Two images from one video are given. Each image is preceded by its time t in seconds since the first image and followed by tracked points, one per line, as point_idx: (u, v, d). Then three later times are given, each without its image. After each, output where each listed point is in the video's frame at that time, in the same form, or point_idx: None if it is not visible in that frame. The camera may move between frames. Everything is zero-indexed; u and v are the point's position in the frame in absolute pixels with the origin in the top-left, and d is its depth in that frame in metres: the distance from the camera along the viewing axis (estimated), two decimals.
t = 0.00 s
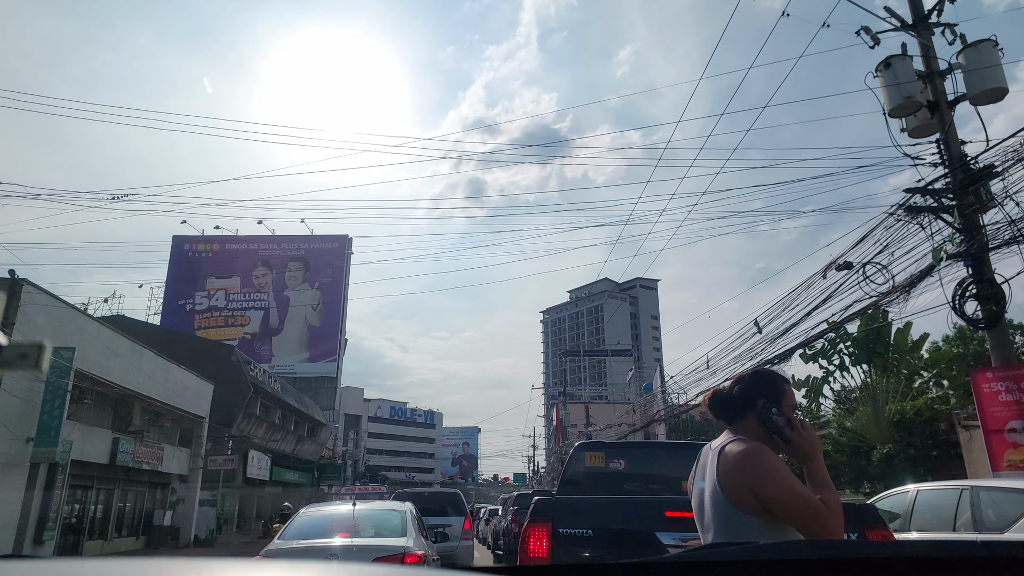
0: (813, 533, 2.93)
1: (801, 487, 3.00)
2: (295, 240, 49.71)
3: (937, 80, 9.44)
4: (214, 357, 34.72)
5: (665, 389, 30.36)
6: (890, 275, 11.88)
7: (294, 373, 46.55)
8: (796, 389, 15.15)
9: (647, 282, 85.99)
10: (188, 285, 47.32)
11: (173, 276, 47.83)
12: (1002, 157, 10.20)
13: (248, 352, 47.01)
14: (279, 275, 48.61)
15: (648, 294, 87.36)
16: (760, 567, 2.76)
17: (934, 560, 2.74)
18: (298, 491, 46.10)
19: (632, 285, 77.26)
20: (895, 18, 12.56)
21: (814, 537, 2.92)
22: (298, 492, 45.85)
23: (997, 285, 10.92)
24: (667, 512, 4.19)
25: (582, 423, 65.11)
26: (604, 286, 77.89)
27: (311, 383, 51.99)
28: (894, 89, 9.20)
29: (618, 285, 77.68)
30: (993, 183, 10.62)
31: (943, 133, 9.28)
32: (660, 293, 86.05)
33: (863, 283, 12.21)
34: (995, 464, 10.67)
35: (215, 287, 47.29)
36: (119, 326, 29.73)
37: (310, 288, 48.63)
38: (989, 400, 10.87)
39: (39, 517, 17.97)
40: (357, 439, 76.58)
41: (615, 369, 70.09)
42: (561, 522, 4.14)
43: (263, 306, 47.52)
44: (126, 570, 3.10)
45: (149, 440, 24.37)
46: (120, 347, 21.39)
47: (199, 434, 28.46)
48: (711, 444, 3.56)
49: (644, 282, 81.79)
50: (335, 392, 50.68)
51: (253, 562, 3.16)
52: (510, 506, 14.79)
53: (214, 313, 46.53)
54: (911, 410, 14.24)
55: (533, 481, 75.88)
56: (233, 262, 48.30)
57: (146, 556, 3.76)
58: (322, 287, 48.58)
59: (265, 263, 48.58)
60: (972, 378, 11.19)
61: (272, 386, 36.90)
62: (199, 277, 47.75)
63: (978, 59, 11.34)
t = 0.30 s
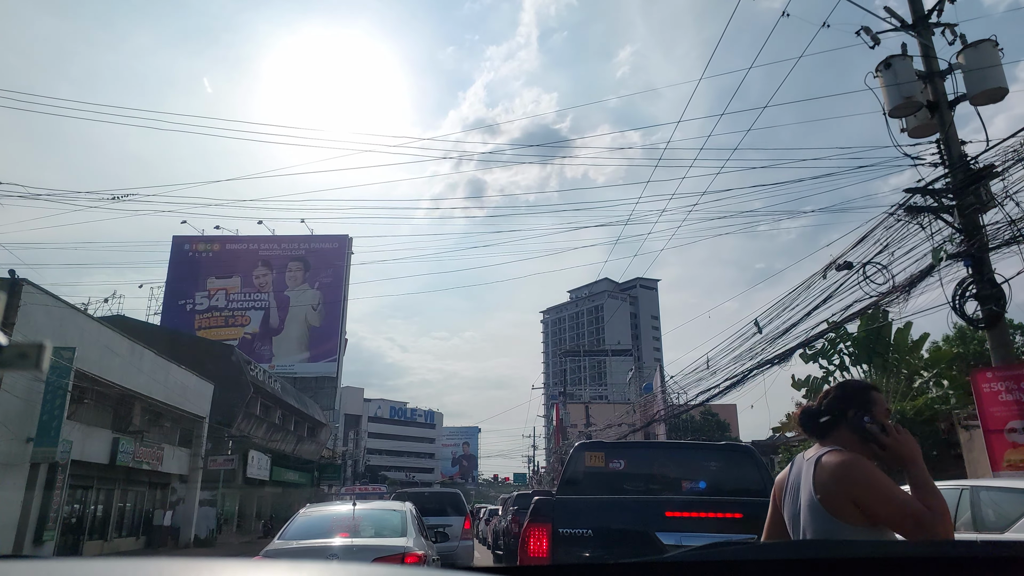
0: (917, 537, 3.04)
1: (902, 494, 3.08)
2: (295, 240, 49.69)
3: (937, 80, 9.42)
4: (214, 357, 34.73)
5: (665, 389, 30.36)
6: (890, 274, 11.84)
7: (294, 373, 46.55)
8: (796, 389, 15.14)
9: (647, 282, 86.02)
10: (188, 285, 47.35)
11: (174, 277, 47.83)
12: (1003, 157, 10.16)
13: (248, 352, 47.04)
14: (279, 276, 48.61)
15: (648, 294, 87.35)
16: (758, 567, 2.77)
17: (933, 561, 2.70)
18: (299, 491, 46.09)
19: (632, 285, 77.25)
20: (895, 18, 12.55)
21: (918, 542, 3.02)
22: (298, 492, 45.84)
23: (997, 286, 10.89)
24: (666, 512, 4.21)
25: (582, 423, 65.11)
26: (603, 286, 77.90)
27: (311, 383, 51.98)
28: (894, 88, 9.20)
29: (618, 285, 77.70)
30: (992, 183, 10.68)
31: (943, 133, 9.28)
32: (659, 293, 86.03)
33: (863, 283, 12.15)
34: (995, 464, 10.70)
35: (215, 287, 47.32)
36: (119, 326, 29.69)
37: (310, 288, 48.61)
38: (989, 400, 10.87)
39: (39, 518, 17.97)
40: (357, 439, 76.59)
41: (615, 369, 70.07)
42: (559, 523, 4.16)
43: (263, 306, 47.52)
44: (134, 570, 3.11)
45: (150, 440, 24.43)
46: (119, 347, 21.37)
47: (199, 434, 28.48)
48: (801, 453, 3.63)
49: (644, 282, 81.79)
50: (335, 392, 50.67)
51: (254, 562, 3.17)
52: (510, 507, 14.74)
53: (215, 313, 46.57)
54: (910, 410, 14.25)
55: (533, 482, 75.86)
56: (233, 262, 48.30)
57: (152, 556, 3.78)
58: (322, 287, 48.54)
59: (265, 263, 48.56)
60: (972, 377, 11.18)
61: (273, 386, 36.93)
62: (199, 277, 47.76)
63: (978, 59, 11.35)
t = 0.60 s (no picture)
0: None
1: None
2: (329, 242, 50.03)
3: (1006, 49, 8.95)
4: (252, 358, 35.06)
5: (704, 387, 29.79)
6: (955, 258, 11.45)
7: (331, 374, 46.84)
8: (847, 382, 14.64)
9: (681, 278, 85.01)
10: (226, 289, 48.03)
11: (212, 281, 48.51)
12: None
13: (285, 354, 47.51)
14: (315, 278, 49.00)
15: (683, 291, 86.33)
16: None
17: None
18: (337, 491, 46.40)
19: (666, 281, 76.37)
20: None
21: None
22: (337, 492, 46.12)
23: None
24: (765, 511, 3.73)
25: (618, 421, 64.48)
26: (636, 283, 77.26)
27: (347, 384, 52.34)
28: (957, 57, 8.87)
29: (651, 282, 77.02)
30: None
31: (1014, 107, 8.79)
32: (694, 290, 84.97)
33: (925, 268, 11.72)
34: None
35: (253, 290, 47.96)
36: (160, 328, 30.14)
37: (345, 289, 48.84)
38: None
39: (86, 518, 18.17)
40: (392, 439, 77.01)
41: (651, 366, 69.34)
42: (641, 524, 3.87)
43: (299, 309, 47.94)
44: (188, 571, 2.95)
45: (192, 441, 24.71)
46: (161, 349, 21.64)
47: (239, 435, 28.76)
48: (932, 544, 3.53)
49: (677, 278, 80.96)
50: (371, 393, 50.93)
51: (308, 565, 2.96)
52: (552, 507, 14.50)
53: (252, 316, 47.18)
54: (971, 402, 13.64)
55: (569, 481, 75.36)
56: (269, 265, 48.82)
57: (206, 557, 3.63)
58: (356, 288, 48.76)
59: (300, 266, 48.98)
60: None
61: (310, 387, 37.23)
62: (236, 281, 48.37)
63: None
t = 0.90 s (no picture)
0: None
1: None
2: (333, 243, 50.04)
3: (1014, 45, 8.89)
4: (257, 358, 35.09)
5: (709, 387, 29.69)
6: (963, 257, 11.07)
7: (335, 374, 46.87)
8: (853, 383, 14.58)
9: (686, 278, 84.78)
10: (231, 290, 48.12)
11: (216, 281, 48.59)
12: None
13: (289, 354, 47.57)
14: (319, 278, 49.03)
15: (687, 290, 86.08)
16: None
17: None
18: (342, 492, 46.41)
19: (670, 281, 76.16)
20: None
21: None
22: (341, 493, 46.14)
23: None
24: (775, 511, 3.70)
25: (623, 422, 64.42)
26: (640, 283, 77.12)
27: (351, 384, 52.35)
28: (963, 53, 8.83)
29: (655, 282, 76.87)
30: None
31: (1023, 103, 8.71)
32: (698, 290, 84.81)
33: (933, 267, 11.38)
34: None
35: (257, 291, 48.04)
36: (164, 328, 30.18)
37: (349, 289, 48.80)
38: None
39: (92, 518, 18.19)
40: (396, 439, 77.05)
41: (655, 367, 69.20)
42: (649, 524, 3.86)
43: (303, 309, 47.98)
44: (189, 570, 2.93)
45: (196, 442, 24.72)
46: (166, 350, 21.66)
47: (244, 435, 28.76)
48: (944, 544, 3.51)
49: (682, 278, 80.79)
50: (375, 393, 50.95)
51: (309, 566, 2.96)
52: (557, 508, 14.46)
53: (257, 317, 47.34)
54: (978, 401, 13.53)
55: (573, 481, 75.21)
56: (273, 266, 48.86)
57: (210, 557, 3.62)
58: (360, 288, 48.76)
59: (304, 266, 49.00)
60: None
61: (314, 387, 37.26)
62: (241, 281, 48.42)
63: None
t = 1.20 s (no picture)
0: None
1: None
2: (339, 244, 50.08)
3: None
4: (264, 358, 35.16)
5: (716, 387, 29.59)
6: (974, 255, 11.01)
7: (342, 374, 46.96)
8: (863, 381, 14.50)
9: (692, 278, 84.55)
10: (238, 291, 48.28)
11: (224, 283, 48.71)
12: None
13: (296, 354, 47.69)
14: (326, 279, 49.11)
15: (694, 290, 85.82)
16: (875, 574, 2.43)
17: None
18: (349, 491, 46.49)
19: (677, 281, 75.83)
20: None
21: None
22: (349, 492, 46.23)
23: None
24: (794, 510, 3.68)
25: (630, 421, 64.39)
26: (646, 282, 76.98)
27: (358, 384, 52.45)
28: (976, 48, 8.76)
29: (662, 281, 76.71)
30: None
31: None
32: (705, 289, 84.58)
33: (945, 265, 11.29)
34: None
35: (264, 292, 48.18)
36: (171, 329, 30.29)
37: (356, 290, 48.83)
38: None
39: (101, 518, 18.25)
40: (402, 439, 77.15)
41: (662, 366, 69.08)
42: (665, 524, 3.83)
43: (310, 310, 48.08)
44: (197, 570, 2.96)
45: (204, 442, 24.77)
46: (173, 350, 21.72)
47: (251, 435, 28.83)
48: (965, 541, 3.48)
49: (688, 277, 80.57)
50: (382, 393, 51.02)
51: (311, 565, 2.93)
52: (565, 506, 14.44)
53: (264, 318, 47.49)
54: (988, 398, 13.38)
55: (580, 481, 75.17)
56: (280, 267, 48.94)
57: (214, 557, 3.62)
58: (367, 289, 48.82)
59: (311, 267, 49.08)
60: None
61: (321, 387, 37.35)
62: (247, 282, 48.55)
63: None
